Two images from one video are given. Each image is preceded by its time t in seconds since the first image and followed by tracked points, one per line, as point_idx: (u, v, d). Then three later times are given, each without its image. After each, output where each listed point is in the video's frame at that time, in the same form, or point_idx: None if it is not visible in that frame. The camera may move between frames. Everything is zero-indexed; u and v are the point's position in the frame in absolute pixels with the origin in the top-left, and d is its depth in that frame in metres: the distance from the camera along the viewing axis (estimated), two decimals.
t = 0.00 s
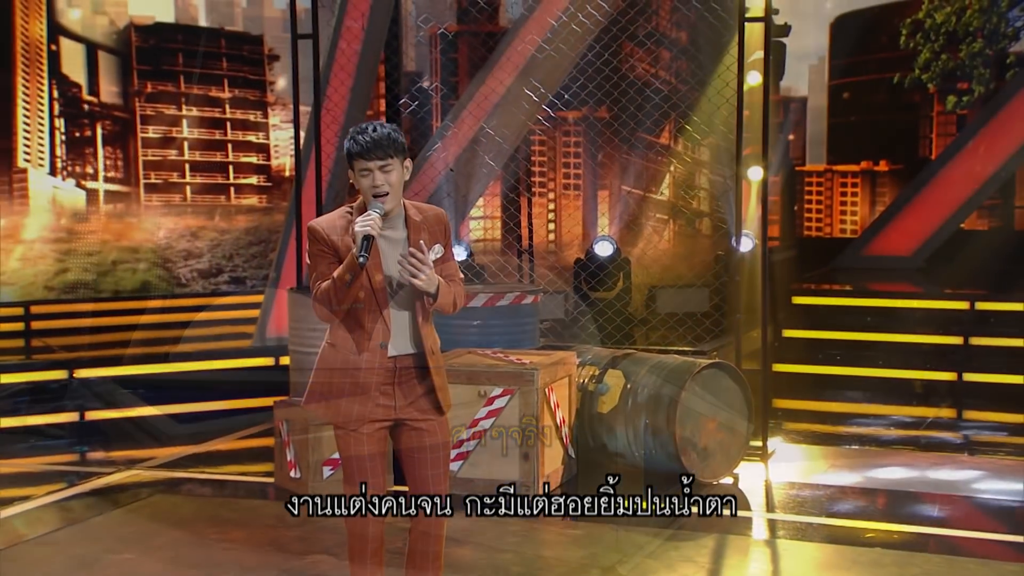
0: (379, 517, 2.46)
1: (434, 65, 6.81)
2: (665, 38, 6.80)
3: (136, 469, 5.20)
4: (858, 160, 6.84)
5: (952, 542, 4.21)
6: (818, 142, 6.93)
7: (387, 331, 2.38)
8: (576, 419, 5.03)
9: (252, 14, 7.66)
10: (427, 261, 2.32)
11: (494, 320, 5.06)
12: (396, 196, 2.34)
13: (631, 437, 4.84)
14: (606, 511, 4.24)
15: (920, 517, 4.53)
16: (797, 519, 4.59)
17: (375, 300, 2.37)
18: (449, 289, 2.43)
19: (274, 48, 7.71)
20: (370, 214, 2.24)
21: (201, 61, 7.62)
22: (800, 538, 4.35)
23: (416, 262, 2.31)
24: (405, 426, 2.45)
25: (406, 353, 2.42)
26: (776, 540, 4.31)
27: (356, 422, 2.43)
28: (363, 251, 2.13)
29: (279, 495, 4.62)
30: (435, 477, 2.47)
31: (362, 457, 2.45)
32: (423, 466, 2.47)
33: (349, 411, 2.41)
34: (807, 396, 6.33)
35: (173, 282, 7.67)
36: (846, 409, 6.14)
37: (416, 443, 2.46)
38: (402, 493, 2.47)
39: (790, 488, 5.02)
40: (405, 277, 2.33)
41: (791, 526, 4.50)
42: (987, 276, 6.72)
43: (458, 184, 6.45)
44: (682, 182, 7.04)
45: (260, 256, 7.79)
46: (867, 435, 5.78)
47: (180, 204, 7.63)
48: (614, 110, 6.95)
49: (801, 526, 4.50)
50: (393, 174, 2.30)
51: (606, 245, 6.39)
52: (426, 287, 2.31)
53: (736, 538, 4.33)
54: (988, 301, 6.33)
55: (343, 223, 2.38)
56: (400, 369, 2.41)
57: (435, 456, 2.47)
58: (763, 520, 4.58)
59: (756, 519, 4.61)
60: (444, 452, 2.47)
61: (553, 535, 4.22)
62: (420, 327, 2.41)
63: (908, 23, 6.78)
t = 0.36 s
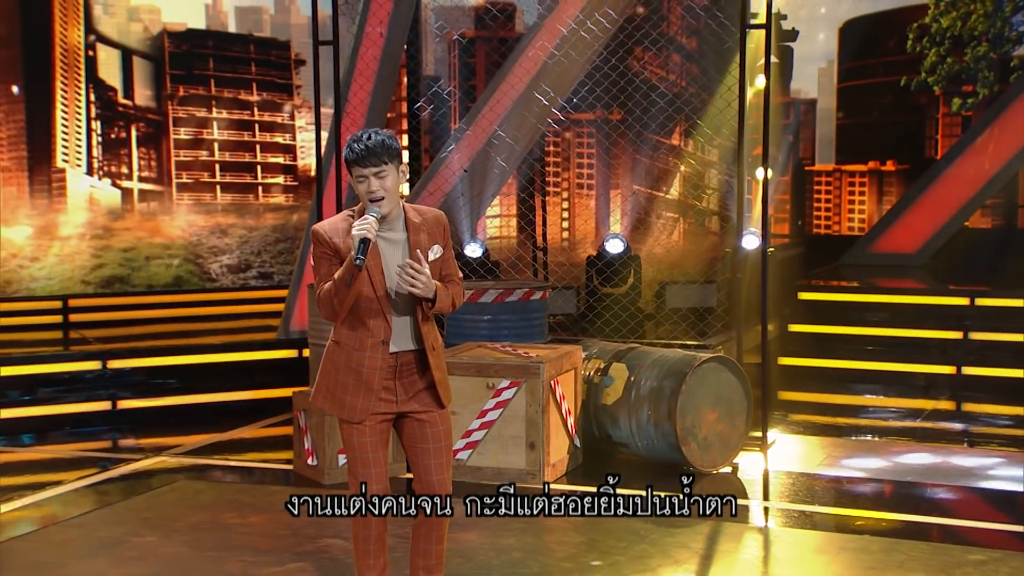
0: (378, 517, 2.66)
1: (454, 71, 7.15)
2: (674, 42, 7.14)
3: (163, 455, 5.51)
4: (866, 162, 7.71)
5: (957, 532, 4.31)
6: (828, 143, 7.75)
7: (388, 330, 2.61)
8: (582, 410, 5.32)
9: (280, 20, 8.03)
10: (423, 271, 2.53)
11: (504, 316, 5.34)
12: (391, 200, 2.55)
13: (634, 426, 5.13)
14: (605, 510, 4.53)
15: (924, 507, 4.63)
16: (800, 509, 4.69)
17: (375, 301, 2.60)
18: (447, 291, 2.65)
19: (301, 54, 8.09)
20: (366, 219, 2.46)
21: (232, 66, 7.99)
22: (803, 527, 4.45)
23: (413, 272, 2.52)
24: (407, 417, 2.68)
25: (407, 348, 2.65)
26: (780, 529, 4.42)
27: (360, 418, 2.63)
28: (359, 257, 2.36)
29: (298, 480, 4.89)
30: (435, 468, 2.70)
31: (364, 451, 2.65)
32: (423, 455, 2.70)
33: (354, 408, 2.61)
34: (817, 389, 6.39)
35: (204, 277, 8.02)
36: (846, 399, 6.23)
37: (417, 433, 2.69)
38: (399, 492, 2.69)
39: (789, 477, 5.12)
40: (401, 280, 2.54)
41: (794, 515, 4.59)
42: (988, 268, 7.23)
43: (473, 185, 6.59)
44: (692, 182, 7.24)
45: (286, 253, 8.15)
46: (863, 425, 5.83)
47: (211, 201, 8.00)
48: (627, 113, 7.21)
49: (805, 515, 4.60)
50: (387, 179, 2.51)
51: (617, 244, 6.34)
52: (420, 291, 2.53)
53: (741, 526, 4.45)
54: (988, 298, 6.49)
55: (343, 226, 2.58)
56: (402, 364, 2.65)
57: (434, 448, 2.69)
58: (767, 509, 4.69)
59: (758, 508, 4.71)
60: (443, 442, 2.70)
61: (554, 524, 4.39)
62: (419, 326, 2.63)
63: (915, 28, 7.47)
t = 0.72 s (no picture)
0: (379, 518, 2.81)
1: (473, 76, 7.36)
2: (685, 47, 7.34)
3: (192, 444, 5.81)
4: (878, 162, 8.01)
5: (967, 525, 4.42)
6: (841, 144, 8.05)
7: (393, 325, 2.80)
8: (590, 403, 5.52)
9: (308, 27, 8.35)
10: (425, 274, 2.72)
11: (516, 313, 5.55)
12: (392, 201, 2.76)
13: (642, 419, 5.31)
14: (605, 510, 4.58)
15: (934, 501, 4.75)
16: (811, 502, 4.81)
17: (380, 298, 2.78)
18: (448, 289, 2.83)
19: (328, 59, 8.38)
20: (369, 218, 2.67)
21: (262, 71, 8.31)
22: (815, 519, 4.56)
23: (415, 275, 2.71)
24: (412, 408, 2.87)
25: (412, 343, 2.85)
26: (791, 521, 4.54)
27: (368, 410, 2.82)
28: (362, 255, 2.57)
29: (319, 469, 5.16)
30: (438, 458, 2.89)
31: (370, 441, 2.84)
32: (427, 446, 2.89)
33: (361, 399, 2.80)
34: (825, 385, 6.54)
35: (234, 274, 8.32)
36: (855, 393, 6.39)
37: (421, 425, 2.89)
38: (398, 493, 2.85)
39: (794, 470, 5.27)
40: (405, 278, 2.73)
41: (805, 509, 4.71)
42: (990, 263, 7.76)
43: (490, 186, 6.73)
44: (704, 183, 7.53)
45: (313, 251, 8.45)
46: (869, 419, 5.99)
47: (241, 199, 8.30)
48: (641, 116, 7.41)
49: (817, 509, 4.71)
50: (388, 181, 2.71)
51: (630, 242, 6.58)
52: (420, 290, 2.71)
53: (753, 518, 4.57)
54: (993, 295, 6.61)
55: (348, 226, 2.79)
56: (406, 358, 2.84)
57: (438, 439, 2.88)
58: (779, 503, 4.80)
59: (770, 501, 4.83)
60: (446, 434, 2.89)
61: (559, 516, 4.53)
62: (423, 323, 2.82)
63: (926, 32, 7.84)
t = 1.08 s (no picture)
0: (380, 517, 3.00)
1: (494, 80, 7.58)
2: (699, 51, 7.50)
3: (221, 434, 6.11)
4: (891, 163, 8.53)
5: (978, 518, 4.54)
6: (856, 147, 8.54)
7: (401, 321, 2.99)
8: (601, 397, 5.72)
9: (337, 33, 8.65)
10: (429, 274, 2.90)
11: (530, 309, 5.78)
12: (399, 202, 2.95)
13: (651, 413, 5.51)
14: (605, 510, 4.64)
15: (946, 494, 4.87)
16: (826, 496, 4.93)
17: (389, 295, 2.97)
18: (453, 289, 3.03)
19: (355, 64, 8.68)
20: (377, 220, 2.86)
21: (292, 76, 8.62)
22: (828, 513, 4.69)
23: (420, 274, 2.89)
24: (420, 401, 3.05)
25: (420, 338, 3.03)
26: (804, 514, 4.67)
27: (378, 403, 3.01)
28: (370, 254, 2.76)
29: (340, 459, 5.43)
30: (445, 449, 3.07)
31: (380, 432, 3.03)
32: (435, 438, 3.07)
33: (372, 393, 2.98)
34: (833, 379, 6.69)
35: (265, 270, 8.64)
36: (862, 389, 6.53)
37: (428, 417, 3.07)
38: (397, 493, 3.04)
39: (802, 466, 5.41)
40: (412, 276, 2.91)
41: (818, 503, 4.84)
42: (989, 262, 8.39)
43: (507, 187, 6.97)
44: (720, 184, 7.72)
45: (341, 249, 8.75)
46: (874, 413, 6.13)
47: (272, 199, 8.62)
48: (658, 120, 7.56)
49: (831, 503, 4.83)
50: (394, 183, 2.91)
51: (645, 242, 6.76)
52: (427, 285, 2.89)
53: (766, 511, 4.72)
54: (1000, 294, 6.71)
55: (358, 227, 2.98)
56: (415, 353, 3.03)
57: (444, 431, 3.06)
58: (791, 496, 4.94)
59: (782, 494, 4.97)
60: (452, 427, 3.06)
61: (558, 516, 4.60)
62: (430, 319, 3.00)
63: (939, 37, 8.36)
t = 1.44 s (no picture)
0: (380, 516, 3.25)
1: (514, 86, 7.84)
2: (713, 58, 7.75)
3: (250, 426, 6.44)
4: (903, 167, 8.79)
5: (990, 514, 4.69)
6: (868, 151, 8.86)
7: (410, 319, 3.23)
8: (613, 393, 5.96)
9: (365, 42, 8.97)
10: (436, 274, 3.13)
11: (544, 309, 6.05)
12: (409, 205, 3.19)
13: (660, 408, 5.74)
14: (605, 510, 4.79)
15: (957, 491, 5.01)
16: (839, 492, 5.09)
17: (399, 295, 3.21)
18: (460, 289, 3.26)
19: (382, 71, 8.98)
20: (388, 224, 3.10)
21: (321, 84, 8.95)
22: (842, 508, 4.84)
23: (427, 274, 3.12)
24: (429, 396, 3.30)
25: (429, 336, 3.27)
26: (816, 509, 4.83)
27: (389, 397, 3.25)
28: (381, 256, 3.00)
29: (362, 451, 5.73)
30: (452, 441, 3.30)
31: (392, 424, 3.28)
32: (443, 431, 3.31)
33: (384, 387, 3.23)
34: (843, 377, 6.86)
35: (296, 270, 8.99)
36: (871, 386, 6.68)
37: (437, 412, 3.31)
38: (398, 492, 3.26)
39: (813, 460, 5.57)
40: (419, 276, 3.15)
41: (832, 498, 4.99)
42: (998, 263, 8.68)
43: (525, 192, 7.33)
44: (734, 188, 7.85)
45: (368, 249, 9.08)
46: (879, 409, 6.29)
47: (303, 202, 8.95)
48: (672, 124, 7.84)
49: (844, 498, 4.98)
50: (405, 188, 3.14)
51: (661, 243, 6.97)
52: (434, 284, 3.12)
53: (779, 505, 4.89)
54: (1005, 294, 6.85)
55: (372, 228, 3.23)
56: (424, 350, 3.27)
57: (452, 425, 3.30)
58: (804, 492, 5.10)
59: (793, 490, 5.13)
60: (459, 421, 3.30)
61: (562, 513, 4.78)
62: (437, 318, 3.24)
63: (950, 44, 8.65)
